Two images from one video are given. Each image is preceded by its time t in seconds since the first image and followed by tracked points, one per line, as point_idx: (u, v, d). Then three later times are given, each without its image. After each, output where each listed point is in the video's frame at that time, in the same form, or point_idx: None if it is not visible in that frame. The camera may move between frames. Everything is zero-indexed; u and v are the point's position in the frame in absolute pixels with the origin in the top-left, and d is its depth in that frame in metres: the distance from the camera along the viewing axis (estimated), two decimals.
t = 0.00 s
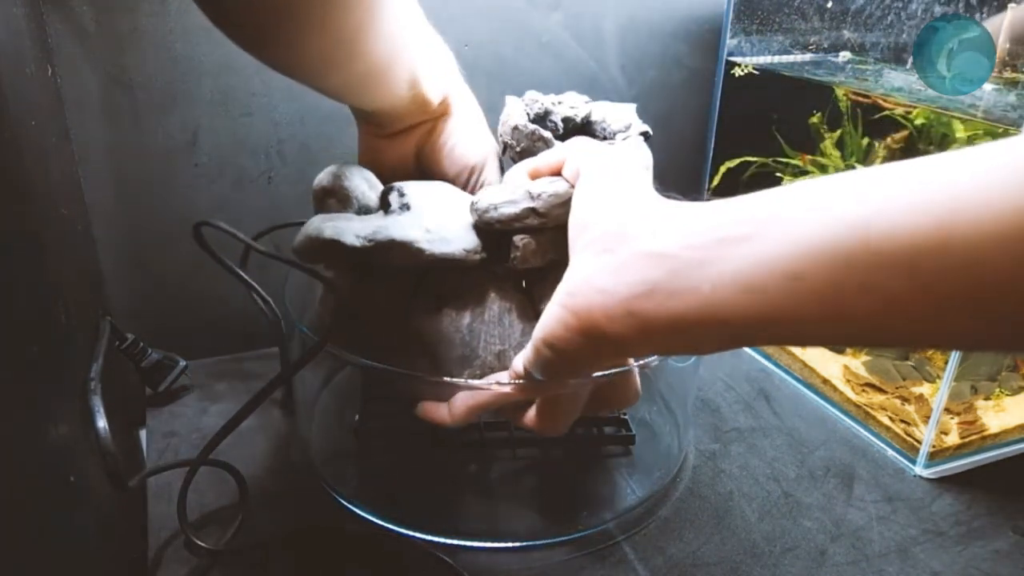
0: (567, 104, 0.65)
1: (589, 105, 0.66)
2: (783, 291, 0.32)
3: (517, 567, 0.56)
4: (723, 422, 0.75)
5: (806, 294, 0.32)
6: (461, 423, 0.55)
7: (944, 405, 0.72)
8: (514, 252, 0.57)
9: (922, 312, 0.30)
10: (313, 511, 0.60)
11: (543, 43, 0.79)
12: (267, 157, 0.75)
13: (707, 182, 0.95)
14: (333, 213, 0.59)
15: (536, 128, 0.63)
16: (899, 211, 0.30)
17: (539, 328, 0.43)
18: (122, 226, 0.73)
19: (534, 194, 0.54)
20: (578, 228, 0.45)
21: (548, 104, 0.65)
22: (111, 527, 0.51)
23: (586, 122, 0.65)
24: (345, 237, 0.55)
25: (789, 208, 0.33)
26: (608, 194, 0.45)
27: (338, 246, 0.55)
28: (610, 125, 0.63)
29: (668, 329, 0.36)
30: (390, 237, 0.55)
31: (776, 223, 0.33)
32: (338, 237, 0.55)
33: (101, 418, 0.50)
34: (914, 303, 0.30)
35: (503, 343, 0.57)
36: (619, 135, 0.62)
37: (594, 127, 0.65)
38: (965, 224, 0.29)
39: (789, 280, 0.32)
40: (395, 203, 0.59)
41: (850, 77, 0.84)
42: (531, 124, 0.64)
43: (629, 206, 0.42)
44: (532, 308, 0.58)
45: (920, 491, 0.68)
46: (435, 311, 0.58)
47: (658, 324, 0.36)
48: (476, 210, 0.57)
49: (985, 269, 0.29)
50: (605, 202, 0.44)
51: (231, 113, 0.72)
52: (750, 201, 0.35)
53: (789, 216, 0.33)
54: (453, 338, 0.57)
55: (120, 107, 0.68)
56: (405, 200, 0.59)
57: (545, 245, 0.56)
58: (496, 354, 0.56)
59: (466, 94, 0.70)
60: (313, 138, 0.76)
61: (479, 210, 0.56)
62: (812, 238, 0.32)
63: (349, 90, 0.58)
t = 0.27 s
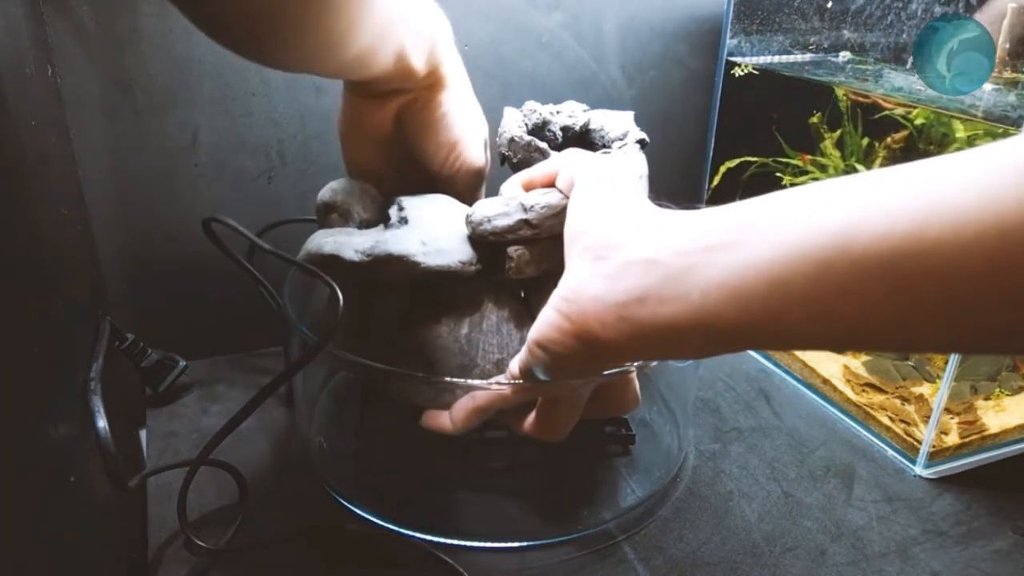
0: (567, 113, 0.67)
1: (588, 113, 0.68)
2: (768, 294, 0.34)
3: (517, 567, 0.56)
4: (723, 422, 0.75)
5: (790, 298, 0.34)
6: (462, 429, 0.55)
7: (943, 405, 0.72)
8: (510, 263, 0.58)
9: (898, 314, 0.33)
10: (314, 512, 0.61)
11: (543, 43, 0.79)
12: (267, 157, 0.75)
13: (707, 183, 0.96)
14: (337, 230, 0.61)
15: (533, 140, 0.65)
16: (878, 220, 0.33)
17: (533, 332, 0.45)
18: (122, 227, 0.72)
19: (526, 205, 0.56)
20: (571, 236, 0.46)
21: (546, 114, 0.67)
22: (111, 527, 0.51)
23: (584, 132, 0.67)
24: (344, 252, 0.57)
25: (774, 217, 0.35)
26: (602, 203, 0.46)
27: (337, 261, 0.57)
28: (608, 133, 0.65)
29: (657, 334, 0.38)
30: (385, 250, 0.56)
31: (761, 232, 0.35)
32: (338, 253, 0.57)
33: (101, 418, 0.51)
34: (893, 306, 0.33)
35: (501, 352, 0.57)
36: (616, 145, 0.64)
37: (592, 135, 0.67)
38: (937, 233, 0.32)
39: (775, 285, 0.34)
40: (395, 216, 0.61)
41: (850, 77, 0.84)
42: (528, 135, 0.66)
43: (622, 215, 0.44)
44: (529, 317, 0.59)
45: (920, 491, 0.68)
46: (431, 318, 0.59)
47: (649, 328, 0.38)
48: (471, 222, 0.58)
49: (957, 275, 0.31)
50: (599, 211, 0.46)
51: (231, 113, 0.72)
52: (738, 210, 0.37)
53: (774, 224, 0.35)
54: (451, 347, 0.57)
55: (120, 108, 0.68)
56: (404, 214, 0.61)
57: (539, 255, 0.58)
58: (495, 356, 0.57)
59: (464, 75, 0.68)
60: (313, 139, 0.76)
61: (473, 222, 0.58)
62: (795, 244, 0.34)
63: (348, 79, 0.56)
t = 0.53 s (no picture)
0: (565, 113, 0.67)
1: (586, 113, 0.68)
2: (771, 294, 0.36)
3: (517, 568, 0.57)
4: (723, 422, 0.75)
5: (792, 297, 0.36)
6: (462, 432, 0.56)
7: (944, 405, 0.72)
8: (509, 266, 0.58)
9: (895, 312, 0.35)
10: (314, 512, 0.61)
11: (543, 44, 0.79)
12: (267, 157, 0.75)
13: (707, 183, 0.96)
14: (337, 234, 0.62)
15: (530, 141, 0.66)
16: (875, 222, 0.35)
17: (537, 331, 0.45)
18: (122, 226, 0.72)
19: (525, 210, 0.56)
20: (574, 235, 0.48)
21: (544, 114, 0.67)
22: (111, 527, 0.51)
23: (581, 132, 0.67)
24: (346, 258, 0.57)
25: (775, 220, 0.37)
26: (602, 202, 0.48)
27: (338, 266, 0.57)
28: (606, 134, 0.66)
29: (662, 333, 0.40)
30: (387, 255, 0.57)
31: (763, 234, 0.37)
32: (339, 259, 0.57)
33: (101, 418, 0.51)
34: (890, 304, 0.35)
35: (501, 355, 0.57)
36: (614, 146, 0.64)
37: (590, 135, 0.67)
38: (933, 233, 0.34)
39: (777, 285, 0.36)
40: (394, 220, 0.62)
41: (850, 77, 0.84)
42: (526, 137, 0.67)
43: (624, 215, 0.45)
44: (529, 320, 0.59)
45: (920, 491, 0.68)
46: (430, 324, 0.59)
47: (654, 327, 0.40)
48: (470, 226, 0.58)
49: (951, 274, 0.33)
50: (600, 211, 0.47)
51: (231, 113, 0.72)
52: (739, 212, 0.39)
53: (775, 227, 0.37)
54: (450, 350, 0.57)
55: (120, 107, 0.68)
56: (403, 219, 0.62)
57: (536, 259, 0.58)
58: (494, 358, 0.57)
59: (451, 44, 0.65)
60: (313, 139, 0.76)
61: (472, 226, 0.58)
62: (796, 246, 0.36)
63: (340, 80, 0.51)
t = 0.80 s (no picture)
0: (563, 114, 0.67)
1: (584, 113, 0.68)
2: (777, 293, 0.36)
3: (516, 568, 0.57)
4: (723, 422, 0.75)
5: (797, 296, 0.36)
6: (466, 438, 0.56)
7: (943, 405, 0.72)
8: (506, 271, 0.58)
9: (899, 311, 0.35)
10: (314, 511, 0.61)
11: (542, 44, 0.79)
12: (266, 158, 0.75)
13: (707, 183, 0.95)
14: (336, 242, 0.63)
15: (527, 146, 0.66)
16: (880, 221, 0.35)
17: (538, 331, 0.45)
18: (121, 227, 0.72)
19: (522, 214, 0.56)
20: (577, 235, 0.48)
21: (542, 116, 0.67)
22: (111, 528, 0.51)
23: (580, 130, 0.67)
24: (343, 266, 0.58)
25: (779, 219, 0.37)
26: (602, 202, 0.48)
27: (336, 275, 0.58)
28: (605, 134, 0.66)
29: (665, 333, 0.39)
30: (383, 263, 0.57)
31: (767, 232, 0.37)
32: (337, 266, 0.58)
33: (101, 418, 0.51)
34: (895, 303, 0.35)
35: (502, 360, 0.57)
36: (613, 147, 0.64)
37: (589, 136, 0.67)
38: (936, 231, 0.34)
39: (783, 284, 0.36)
40: (393, 226, 0.64)
41: (849, 77, 0.84)
42: (524, 139, 0.67)
43: (625, 214, 0.45)
44: (529, 325, 0.58)
45: (920, 491, 0.68)
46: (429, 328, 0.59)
47: (658, 327, 0.39)
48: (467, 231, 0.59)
49: (955, 273, 0.34)
50: (601, 210, 0.47)
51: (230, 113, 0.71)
52: (743, 213, 0.39)
53: (779, 226, 0.37)
54: (450, 356, 0.57)
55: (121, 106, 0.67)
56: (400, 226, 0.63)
57: (535, 263, 0.58)
58: (494, 361, 0.57)
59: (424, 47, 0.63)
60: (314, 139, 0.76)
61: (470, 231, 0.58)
62: (801, 245, 0.36)
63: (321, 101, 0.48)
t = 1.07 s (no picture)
0: (555, 120, 0.68)
1: (576, 113, 0.69)
2: (800, 284, 0.37)
3: (516, 568, 0.56)
4: (723, 422, 0.75)
5: (819, 287, 0.37)
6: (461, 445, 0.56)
7: (943, 405, 0.72)
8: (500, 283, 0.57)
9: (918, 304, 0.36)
10: (314, 511, 0.61)
11: (542, 44, 0.79)
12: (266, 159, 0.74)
13: (707, 183, 0.95)
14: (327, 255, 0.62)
15: (520, 152, 0.65)
16: (896, 215, 0.36)
17: (554, 324, 0.46)
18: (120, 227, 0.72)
19: (513, 224, 0.57)
20: (591, 228, 0.49)
21: (533, 119, 0.67)
22: (111, 529, 0.51)
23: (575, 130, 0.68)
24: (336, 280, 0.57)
25: (800, 211, 0.38)
26: (616, 199, 0.49)
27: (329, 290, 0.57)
28: (598, 134, 0.67)
29: (683, 325, 0.40)
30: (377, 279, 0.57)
31: (786, 226, 0.38)
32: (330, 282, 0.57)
33: (101, 421, 0.51)
34: (914, 296, 0.36)
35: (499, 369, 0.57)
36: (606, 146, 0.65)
37: (583, 136, 0.68)
38: (955, 226, 0.35)
39: (805, 275, 0.37)
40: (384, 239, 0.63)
41: (849, 77, 0.84)
42: (515, 145, 0.66)
43: (643, 208, 0.47)
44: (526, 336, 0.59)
45: (920, 491, 0.68)
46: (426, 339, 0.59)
47: (681, 318, 0.40)
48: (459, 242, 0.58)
49: (969, 266, 0.35)
50: (616, 206, 0.48)
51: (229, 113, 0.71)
52: (761, 208, 0.40)
53: (801, 218, 0.38)
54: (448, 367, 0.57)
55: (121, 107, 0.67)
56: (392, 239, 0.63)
57: (529, 273, 0.58)
58: (494, 364, 0.57)
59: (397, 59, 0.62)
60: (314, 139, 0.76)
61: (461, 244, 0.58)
62: (823, 237, 0.37)
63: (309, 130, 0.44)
